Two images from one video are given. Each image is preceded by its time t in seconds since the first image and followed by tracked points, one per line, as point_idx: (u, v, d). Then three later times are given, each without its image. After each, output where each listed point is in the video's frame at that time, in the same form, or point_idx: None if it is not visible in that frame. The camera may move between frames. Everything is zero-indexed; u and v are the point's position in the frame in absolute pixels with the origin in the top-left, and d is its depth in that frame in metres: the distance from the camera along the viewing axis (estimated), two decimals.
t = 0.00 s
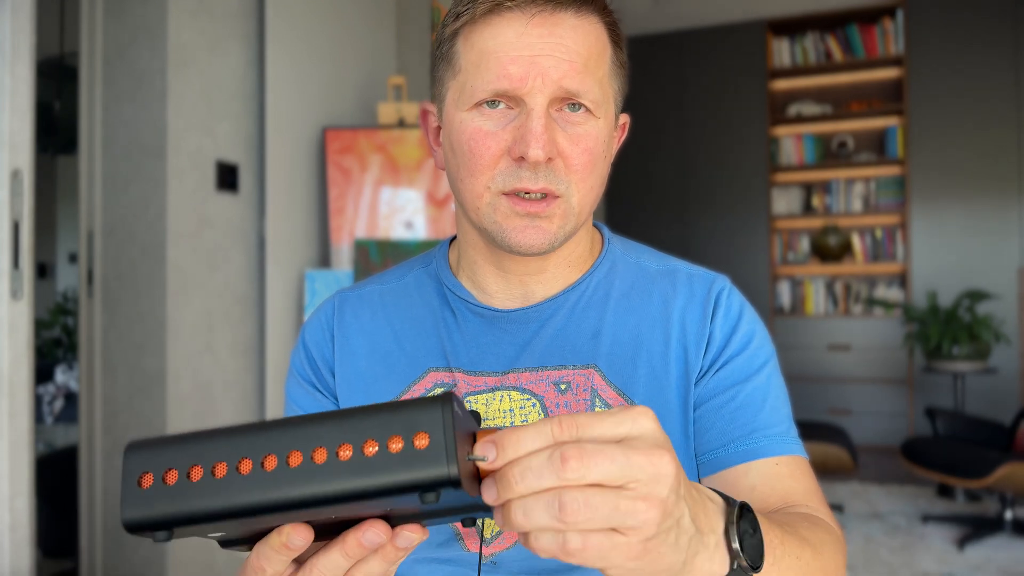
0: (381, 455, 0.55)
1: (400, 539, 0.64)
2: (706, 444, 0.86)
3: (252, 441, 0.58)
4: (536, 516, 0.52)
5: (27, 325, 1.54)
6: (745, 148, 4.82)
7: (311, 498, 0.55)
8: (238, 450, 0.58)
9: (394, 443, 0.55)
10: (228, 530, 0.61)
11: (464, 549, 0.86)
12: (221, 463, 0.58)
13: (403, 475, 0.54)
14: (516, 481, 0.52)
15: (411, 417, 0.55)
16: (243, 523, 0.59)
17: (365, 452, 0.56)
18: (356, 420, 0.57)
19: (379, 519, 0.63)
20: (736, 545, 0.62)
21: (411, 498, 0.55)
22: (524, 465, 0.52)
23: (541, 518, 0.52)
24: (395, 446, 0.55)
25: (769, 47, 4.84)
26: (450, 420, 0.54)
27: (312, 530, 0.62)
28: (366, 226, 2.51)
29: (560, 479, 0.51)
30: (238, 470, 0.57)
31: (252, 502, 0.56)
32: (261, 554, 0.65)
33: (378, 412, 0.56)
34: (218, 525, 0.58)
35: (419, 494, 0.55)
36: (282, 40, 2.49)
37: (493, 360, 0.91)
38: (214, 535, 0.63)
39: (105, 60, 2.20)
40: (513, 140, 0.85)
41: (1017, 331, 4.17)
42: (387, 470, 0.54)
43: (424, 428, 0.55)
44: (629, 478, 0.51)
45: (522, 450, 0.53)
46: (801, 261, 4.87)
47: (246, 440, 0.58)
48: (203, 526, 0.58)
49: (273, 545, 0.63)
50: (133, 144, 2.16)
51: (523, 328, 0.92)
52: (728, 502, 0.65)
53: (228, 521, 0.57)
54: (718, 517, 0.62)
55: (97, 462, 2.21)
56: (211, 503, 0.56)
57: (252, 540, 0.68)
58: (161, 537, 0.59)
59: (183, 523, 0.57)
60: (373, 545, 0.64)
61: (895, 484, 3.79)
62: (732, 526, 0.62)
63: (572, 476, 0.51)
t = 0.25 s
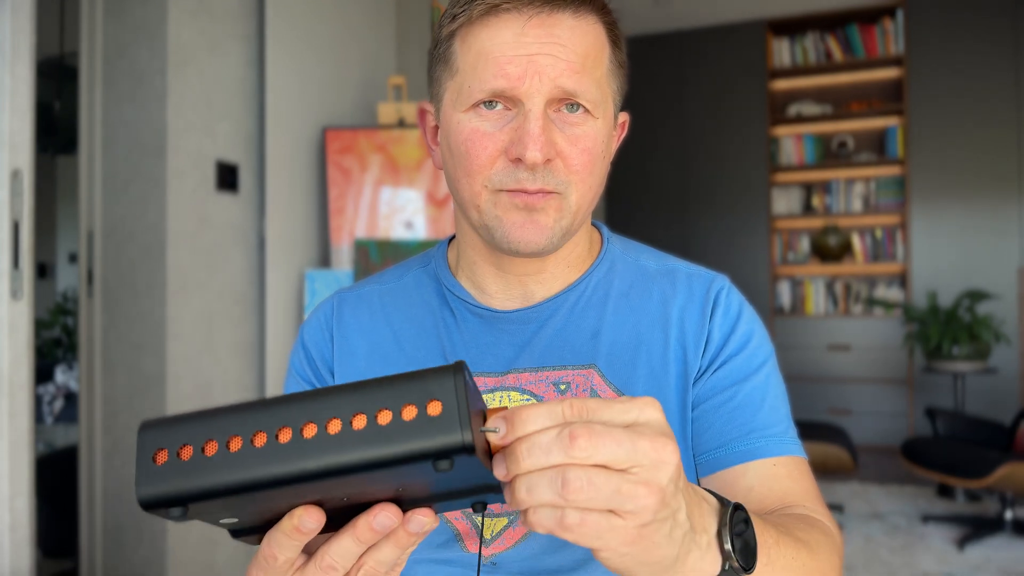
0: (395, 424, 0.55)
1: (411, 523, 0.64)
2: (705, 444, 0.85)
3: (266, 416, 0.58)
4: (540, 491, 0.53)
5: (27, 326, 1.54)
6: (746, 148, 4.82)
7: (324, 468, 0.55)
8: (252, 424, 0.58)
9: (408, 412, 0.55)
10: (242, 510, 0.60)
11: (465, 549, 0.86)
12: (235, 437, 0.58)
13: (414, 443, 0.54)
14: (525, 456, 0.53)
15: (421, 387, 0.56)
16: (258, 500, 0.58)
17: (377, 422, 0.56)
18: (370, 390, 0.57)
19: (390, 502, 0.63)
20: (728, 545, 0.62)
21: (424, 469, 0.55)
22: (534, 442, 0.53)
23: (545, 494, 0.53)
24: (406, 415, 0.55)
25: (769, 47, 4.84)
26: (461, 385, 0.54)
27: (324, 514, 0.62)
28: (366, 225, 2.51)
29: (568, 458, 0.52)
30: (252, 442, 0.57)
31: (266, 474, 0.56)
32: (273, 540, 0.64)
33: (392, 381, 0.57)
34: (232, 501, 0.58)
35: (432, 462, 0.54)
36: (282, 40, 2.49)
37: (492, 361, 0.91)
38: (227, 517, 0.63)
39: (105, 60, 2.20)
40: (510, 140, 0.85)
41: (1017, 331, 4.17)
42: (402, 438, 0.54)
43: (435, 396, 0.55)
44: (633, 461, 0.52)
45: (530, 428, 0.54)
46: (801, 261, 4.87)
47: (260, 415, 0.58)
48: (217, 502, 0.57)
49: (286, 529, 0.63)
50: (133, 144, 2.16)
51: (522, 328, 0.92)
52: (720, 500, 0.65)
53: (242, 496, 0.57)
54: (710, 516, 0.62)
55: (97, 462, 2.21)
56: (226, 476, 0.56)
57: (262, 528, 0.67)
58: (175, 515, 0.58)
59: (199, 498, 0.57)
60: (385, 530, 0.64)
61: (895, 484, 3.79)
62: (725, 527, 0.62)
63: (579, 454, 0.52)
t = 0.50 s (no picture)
0: (376, 425, 0.55)
1: (400, 528, 0.64)
2: (707, 444, 0.85)
3: (252, 412, 0.58)
4: (539, 519, 0.52)
5: (27, 325, 1.53)
6: (746, 148, 4.82)
7: (305, 467, 0.55)
8: (238, 420, 0.58)
9: (391, 413, 0.55)
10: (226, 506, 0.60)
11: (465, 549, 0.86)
12: (221, 433, 0.58)
13: (396, 445, 0.53)
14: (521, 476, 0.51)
15: (404, 389, 0.55)
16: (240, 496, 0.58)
17: (361, 423, 0.55)
18: (354, 392, 0.57)
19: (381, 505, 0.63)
20: (733, 551, 0.62)
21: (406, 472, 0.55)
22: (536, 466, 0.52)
23: (545, 524, 0.52)
24: (391, 416, 0.55)
25: (769, 47, 4.84)
26: (446, 387, 0.54)
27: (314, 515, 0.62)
28: (366, 225, 2.51)
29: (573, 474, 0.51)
30: (236, 439, 0.57)
31: (249, 469, 0.55)
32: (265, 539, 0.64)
33: (377, 384, 0.57)
34: (215, 496, 0.58)
35: (411, 465, 0.54)
36: (282, 40, 2.49)
37: (493, 360, 0.91)
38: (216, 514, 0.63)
39: (105, 60, 2.20)
40: (504, 144, 0.85)
41: (1017, 331, 4.17)
42: (382, 439, 0.54)
43: (419, 398, 0.54)
44: (635, 491, 0.52)
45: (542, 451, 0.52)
46: (801, 261, 4.87)
47: (247, 410, 0.58)
48: (201, 496, 0.58)
49: (278, 529, 0.63)
50: (133, 145, 2.16)
51: (524, 327, 0.92)
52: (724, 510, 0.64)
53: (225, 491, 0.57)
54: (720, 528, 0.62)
55: (97, 462, 2.21)
56: (210, 469, 0.56)
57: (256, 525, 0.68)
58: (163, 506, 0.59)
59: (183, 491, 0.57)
60: (373, 534, 0.64)
61: (895, 483, 3.79)
62: (731, 533, 0.62)
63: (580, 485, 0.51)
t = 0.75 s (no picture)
0: (434, 462, 0.50)
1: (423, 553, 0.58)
2: (711, 446, 0.85)
3: (310, 424, 0.53)
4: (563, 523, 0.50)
5: (27, 326, 1.53)
6: (746, 148, 4.82)
7: (340, 490, 0.50)
8: (293, 429, 0.53)
9: (449, 453, 0.50)
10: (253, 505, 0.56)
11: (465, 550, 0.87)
12: (275, 439, 0.53)
13: (447, 485, 0.48)
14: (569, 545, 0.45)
15: (468, 431, 0.51)
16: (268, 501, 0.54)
17: (415, 456, 0.50)
18: (418, 423, 0.52)
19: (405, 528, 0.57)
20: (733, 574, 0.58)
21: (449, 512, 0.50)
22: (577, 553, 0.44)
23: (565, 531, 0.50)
24: (448, 456, 0.50)
25: (769, 47, 4.84)
26: (509, 443, 0.50)
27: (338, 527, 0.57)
28: (366, 225, 2.51)
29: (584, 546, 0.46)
30: (287, 449, 0.52)
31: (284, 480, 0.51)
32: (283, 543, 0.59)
33: (441, 419, 0.52)
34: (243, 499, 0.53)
35: (462, 510, 0.49)
36: (282, 40, 2.49)
37: (493, 360, 0.91)
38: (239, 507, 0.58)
39: (105, 61, 2.20)
40: (489, 143, 0.85)
41: (1017, 331, 4.17)
42: (438, 477, 0.49)
43: (479, 443, 0.50)
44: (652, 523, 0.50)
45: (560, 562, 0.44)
46: (801, 261, 4.87)
47: (305, 420, 0.53)
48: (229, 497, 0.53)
49: (299, 534, 0.58)
50: (133, 145, 2.16)
51: (524, 327, 0.92)
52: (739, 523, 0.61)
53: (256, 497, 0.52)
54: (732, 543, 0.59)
55: (96, 462, 2.21)
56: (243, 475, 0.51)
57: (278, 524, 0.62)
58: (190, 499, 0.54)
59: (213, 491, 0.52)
60: (394, 555, 0.58)
61: (895, 484, 3.79)
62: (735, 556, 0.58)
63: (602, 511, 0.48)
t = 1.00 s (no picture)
0: (523, 490, 0.50)
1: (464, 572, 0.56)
2: (718, 447, 0.86)
3: (401, 435, 0.53)
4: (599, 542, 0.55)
5: (27, 325, 1.53)
6: (745, 148, 4.83)
7: (421, 507, 0.50)
8: (385, 438, 0.52)
9: (537, 483, 0.51)
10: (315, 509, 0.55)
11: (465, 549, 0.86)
12: (365, 447, 0.52)
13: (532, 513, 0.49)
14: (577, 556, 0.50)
15: (557, 463, 0.51)
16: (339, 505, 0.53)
17: (505, 481, 0.51)
18: (508, 448, 0.52)
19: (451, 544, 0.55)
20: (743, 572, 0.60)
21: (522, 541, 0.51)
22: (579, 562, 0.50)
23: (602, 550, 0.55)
24: (535, 485, 0.50)
25: (769, 47, 4.84)
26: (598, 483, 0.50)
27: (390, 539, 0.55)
28: (366, 225, 2.51)
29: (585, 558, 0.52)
30: (379, 459, 0.52)
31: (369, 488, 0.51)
32: (329, 543, 0.57)
33: (531, 447, 0.52)
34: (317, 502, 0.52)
35: (539, 540, 0.50)
36: (282, 40, 2.49)
37: (494, 361, 0.91)
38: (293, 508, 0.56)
39: (105, 61, 2.20)
40: (470, 143, 0.86)
41: (1017, 331, 4.17)
42: (526, 505, 0.49)
43: (568, 478, 0.50)
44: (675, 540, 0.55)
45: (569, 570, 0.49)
46: (801, 261, 4.87)
47: (396, 431, 0.53)
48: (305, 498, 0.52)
49: (349, 537, 0.56)
50: (133, 145, 2.16)
51: (525, 328, 0.92)
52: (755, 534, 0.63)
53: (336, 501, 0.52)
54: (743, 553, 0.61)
55: (96, 462, 2.21)
56: (330, 479, 0.51)
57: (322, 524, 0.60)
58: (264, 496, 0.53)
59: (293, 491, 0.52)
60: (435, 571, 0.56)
61: (895, 484, 3.79)
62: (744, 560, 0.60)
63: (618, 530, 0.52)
